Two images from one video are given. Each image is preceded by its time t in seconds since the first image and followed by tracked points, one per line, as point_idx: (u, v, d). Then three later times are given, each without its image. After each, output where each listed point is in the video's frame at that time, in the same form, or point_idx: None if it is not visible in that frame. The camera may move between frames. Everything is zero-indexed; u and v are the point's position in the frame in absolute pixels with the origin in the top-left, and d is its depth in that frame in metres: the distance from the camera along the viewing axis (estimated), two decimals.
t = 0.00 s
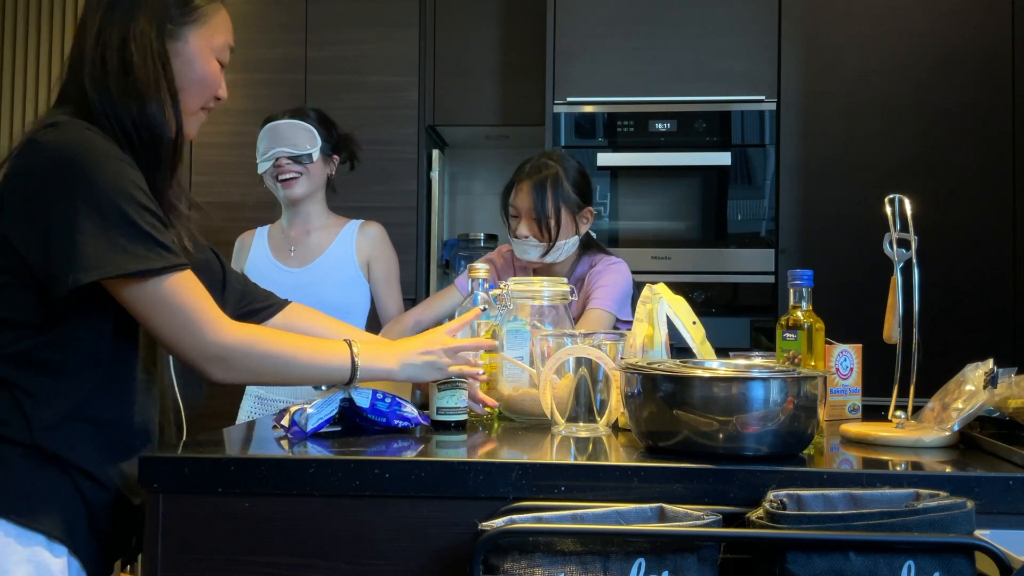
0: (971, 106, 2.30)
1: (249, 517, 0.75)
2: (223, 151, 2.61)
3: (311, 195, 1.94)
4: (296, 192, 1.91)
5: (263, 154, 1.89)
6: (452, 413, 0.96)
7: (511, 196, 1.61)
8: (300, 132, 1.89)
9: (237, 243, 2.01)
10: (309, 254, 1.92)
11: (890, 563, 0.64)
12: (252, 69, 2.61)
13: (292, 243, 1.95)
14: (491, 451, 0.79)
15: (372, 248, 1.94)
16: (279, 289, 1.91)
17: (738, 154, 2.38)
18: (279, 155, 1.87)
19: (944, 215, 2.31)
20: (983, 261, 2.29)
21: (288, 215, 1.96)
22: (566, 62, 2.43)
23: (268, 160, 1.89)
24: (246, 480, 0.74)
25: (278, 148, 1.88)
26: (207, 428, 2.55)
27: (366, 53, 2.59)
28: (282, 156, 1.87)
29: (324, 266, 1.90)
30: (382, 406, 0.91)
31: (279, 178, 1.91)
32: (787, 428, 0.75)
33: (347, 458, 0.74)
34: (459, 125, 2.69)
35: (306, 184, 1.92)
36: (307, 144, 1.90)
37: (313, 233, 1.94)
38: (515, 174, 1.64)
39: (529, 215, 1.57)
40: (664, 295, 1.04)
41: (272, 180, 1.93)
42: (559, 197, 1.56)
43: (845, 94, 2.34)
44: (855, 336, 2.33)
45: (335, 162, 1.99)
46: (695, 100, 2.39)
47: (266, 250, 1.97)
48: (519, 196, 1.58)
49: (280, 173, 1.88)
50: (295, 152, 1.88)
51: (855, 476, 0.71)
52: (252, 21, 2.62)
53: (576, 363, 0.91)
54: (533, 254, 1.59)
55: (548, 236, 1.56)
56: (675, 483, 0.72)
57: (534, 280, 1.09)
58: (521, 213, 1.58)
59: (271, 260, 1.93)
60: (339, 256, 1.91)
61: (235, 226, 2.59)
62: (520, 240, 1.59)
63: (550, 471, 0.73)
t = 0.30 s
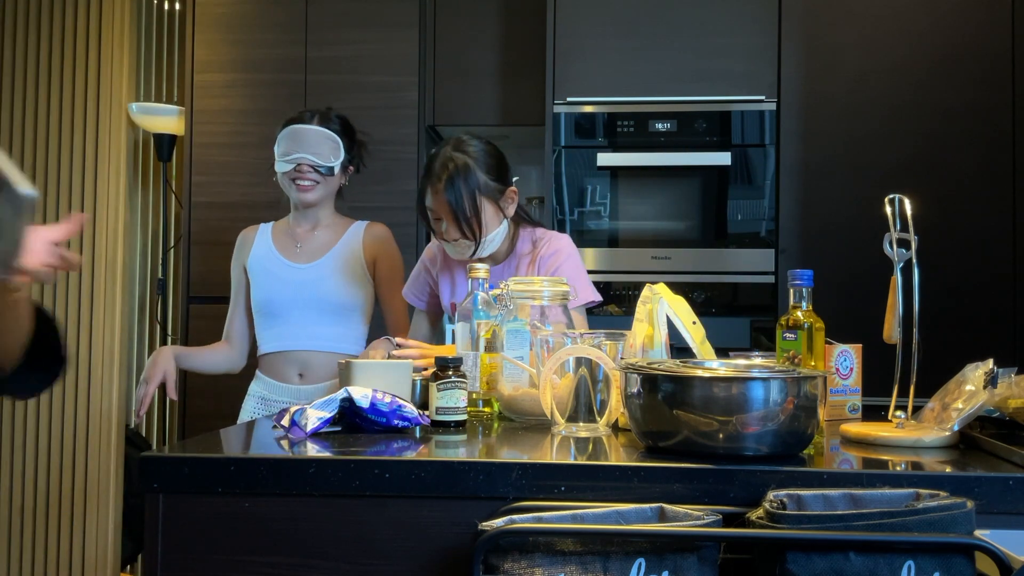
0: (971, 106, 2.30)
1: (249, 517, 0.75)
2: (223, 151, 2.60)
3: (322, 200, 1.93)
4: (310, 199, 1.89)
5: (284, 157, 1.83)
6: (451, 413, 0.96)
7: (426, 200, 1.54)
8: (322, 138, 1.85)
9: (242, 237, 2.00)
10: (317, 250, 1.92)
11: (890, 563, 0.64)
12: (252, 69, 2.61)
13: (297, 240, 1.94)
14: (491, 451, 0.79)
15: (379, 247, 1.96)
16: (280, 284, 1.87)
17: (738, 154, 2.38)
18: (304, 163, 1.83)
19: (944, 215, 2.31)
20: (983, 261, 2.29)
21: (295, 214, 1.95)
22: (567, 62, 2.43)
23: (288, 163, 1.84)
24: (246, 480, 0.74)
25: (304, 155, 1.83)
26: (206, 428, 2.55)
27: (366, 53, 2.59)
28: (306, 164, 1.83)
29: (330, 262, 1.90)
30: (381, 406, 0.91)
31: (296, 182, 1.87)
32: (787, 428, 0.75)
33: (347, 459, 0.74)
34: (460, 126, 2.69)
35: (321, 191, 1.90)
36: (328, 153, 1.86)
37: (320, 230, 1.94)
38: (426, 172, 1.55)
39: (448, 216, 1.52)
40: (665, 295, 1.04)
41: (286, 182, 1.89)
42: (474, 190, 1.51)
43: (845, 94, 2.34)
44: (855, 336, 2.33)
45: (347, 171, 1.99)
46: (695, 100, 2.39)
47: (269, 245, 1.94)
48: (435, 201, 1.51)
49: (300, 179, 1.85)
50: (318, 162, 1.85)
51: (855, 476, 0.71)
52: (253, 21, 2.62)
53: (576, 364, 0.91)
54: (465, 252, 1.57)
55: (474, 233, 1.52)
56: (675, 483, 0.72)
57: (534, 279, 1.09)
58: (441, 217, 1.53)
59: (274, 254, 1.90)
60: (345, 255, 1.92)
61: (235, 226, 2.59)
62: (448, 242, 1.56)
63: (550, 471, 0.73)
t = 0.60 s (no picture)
0: (971, 106, 2.30)
1: (249, 517, 0.75)
2: (223, 151, 2.60)
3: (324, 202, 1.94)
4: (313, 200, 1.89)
5: (288, 158, 1.84)
6: (451, 413, 0.96)
7: (485, 201, 1.56)
8: (324, 137, 1.86)
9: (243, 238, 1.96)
10: (319, 251, 1.91)
11: (890, 563, 0.64)
12: (252, 69, 2.61)
13: (300, 241, 1.93)
14: (491, 451, 0.79)
15: (381, 249, 1.98)
16: (281, 283, 1.86)
17: (738, 154, 2.38)
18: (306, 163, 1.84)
19: (944, 215, 2.31)
20: (984, 261, 2.29)
21: (296, 214, 1.95)
22: (567, 62, 2.43)
23: (291, 163, 1.85)
24: (246, 480, 0.74)
25: (306, 155, 1.84)
26: (206, 427, 2.55)
27: (366, 53, 2.59)
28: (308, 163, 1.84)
29: (334, 265, 1.90)
30: (381, 406, 0.91)
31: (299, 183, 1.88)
32: (787, 428, 0.75)
33: (347, 458, 0.74)
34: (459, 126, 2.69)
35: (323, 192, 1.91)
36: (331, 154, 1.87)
37: (323, 231, 1.94)
38: (490, 172, 1.55)
39: (505, 224, 1.55)
40: (664, 295, 1.04)
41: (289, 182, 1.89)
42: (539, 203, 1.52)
43: (845, 94, 2.34)
44: (855, 337, 2.33)
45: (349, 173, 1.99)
46: (695, 100, 2.39)
47: (270, 245, 1.92)
48: (496, 205, 1.54)
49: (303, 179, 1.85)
50: (320, 163, 1.85)
51: (855, 476, 0.71)
52: (253, 21, 2.61)
53: (576, 364, 0.91)
54: (513, 258, 1.62)
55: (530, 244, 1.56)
56: (675, 483, 0.72)
57: (534, 279, 1.09)
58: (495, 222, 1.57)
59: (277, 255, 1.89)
60: (346, 256, 1.92)
61: (235, 226, 2.59)
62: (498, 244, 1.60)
63: (550, 471, 0.73)
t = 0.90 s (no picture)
0: (971, 106, 2.30)
1: (249, 517, 0.75)
2: (223, 151, 2.60)
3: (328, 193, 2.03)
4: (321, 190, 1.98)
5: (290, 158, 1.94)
6: (451, 413, 0.96)
7: (480, 192, 1.55)
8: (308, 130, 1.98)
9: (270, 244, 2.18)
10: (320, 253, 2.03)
11: (890, 563, 0.64)
12: (252, 69, 2.61)
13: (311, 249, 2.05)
14: (491, 451, 0.79)
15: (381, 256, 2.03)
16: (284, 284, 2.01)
17: (738, 154, 2.38)
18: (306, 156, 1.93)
19: (944, 215, 2.31)
20: (984, 261, 2.29)
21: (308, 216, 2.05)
22: (567, 62, 2.43)
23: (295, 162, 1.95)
24: (246, 480, 0.74)
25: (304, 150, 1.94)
26: (206, 427, 2.55)
27: (366, 53, 2.59)
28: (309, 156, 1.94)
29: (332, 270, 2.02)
30: (381, 406, 0.91)
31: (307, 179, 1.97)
32: (787, 428, 0.75)
33: (347, 458, 0.74)
34: (459, 126, 2.69)
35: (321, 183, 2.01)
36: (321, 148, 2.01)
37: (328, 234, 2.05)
38: (486, 164, 1.55)
39: (499, 216, 1.53)
40: (665, 295, 1.04)
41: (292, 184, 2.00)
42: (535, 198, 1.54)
43: (845, 94, 2.34)
44: (855, 337, 2.33)
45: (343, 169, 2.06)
46: (695, 100, 2.39)
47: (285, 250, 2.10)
48: (492, 196, 1.52)
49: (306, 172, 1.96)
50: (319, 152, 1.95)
51: (855, 476, 0.71)
52: (253, 21, 2.62)
53: (576, 363, 0.91)
54: (510, 251, 1.59)
55: (524, 237, 1.55)
56: (675, 483, 0.72)
57: (534, 279, 1.09)
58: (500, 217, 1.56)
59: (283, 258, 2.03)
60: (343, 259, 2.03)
61: (235, 226, 2.59)
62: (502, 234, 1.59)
63: (550, 471, 0.73)
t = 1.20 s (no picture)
0: (971, 106, 2.30)
1: (249, 517, 0.75)
2: (223, 151, 2.60)
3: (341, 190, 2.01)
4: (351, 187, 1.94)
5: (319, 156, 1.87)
6: (451, 413, 0.96)
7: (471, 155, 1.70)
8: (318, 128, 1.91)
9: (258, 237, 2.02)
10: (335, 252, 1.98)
11: (889, 563, 0.64)
12: (252, 69, 2.61)
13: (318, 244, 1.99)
14: (491, 451, 0.79)
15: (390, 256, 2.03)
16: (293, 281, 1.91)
17: (738, 154, 2.38)
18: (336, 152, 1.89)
19: (944, 215, 2.31)
20: (983, 261, 2.29)
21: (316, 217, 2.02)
22: (567, 62, 2.43)
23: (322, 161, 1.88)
24: (246, 480, 0.74)
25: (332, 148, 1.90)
26: (206, 427, 2.55)
27: (366, 53, 2.59)
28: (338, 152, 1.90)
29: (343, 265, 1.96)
30: (381, 406, 0.91)
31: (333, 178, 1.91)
32: (787, 428, 0.75)
33: (347, 458, 0.74)
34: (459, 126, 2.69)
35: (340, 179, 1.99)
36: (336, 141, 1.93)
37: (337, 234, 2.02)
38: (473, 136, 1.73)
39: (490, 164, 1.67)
40: (665, 295, 1.04)
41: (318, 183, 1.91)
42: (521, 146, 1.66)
43: (845, 94, 2.34)
44: (855, 337, 2.33)
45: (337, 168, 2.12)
46: (695, 100, 2.39)
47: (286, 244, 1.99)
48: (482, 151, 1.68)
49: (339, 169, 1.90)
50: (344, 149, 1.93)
51: (855, 476, 0.71)
52: (252, 21, 2.61)
53: (576, 364, 0.91)
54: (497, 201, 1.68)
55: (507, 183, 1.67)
56: (675, 483, 0.72)
57: (534, 279, 1.09)
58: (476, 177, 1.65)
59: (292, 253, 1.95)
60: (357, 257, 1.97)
61: (235, 226, 2.59)
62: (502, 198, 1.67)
63: (550, 471, 0.73)
